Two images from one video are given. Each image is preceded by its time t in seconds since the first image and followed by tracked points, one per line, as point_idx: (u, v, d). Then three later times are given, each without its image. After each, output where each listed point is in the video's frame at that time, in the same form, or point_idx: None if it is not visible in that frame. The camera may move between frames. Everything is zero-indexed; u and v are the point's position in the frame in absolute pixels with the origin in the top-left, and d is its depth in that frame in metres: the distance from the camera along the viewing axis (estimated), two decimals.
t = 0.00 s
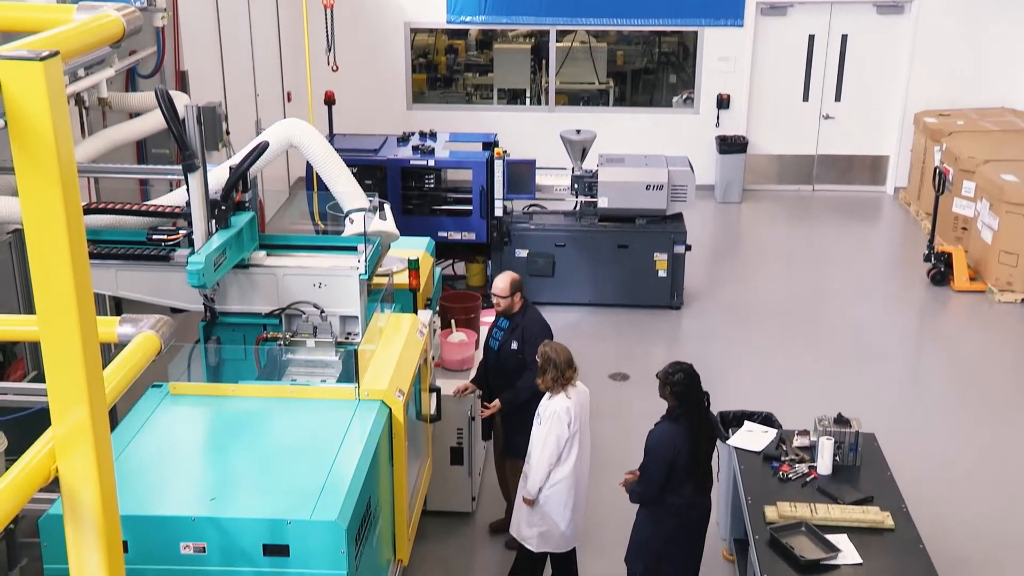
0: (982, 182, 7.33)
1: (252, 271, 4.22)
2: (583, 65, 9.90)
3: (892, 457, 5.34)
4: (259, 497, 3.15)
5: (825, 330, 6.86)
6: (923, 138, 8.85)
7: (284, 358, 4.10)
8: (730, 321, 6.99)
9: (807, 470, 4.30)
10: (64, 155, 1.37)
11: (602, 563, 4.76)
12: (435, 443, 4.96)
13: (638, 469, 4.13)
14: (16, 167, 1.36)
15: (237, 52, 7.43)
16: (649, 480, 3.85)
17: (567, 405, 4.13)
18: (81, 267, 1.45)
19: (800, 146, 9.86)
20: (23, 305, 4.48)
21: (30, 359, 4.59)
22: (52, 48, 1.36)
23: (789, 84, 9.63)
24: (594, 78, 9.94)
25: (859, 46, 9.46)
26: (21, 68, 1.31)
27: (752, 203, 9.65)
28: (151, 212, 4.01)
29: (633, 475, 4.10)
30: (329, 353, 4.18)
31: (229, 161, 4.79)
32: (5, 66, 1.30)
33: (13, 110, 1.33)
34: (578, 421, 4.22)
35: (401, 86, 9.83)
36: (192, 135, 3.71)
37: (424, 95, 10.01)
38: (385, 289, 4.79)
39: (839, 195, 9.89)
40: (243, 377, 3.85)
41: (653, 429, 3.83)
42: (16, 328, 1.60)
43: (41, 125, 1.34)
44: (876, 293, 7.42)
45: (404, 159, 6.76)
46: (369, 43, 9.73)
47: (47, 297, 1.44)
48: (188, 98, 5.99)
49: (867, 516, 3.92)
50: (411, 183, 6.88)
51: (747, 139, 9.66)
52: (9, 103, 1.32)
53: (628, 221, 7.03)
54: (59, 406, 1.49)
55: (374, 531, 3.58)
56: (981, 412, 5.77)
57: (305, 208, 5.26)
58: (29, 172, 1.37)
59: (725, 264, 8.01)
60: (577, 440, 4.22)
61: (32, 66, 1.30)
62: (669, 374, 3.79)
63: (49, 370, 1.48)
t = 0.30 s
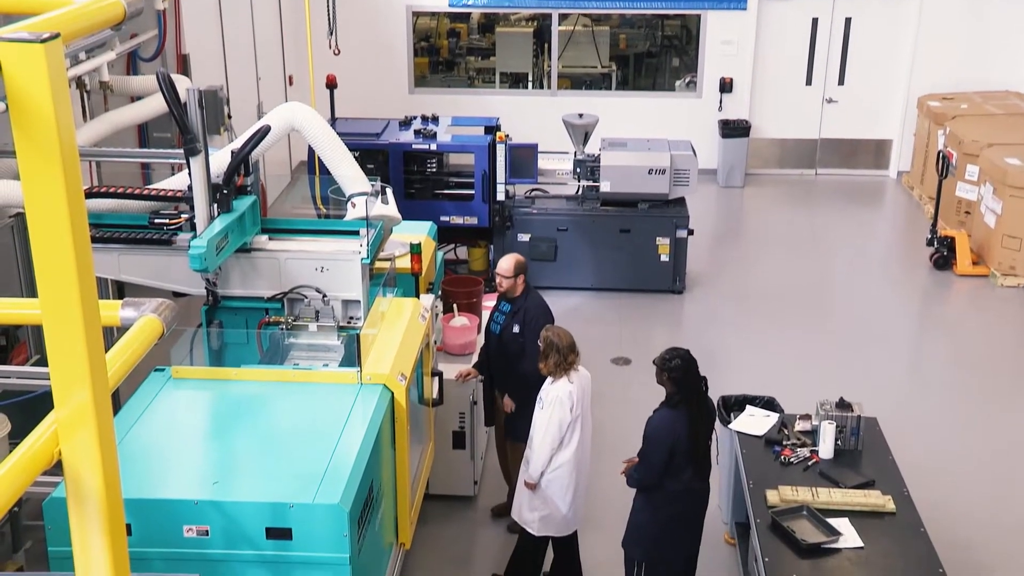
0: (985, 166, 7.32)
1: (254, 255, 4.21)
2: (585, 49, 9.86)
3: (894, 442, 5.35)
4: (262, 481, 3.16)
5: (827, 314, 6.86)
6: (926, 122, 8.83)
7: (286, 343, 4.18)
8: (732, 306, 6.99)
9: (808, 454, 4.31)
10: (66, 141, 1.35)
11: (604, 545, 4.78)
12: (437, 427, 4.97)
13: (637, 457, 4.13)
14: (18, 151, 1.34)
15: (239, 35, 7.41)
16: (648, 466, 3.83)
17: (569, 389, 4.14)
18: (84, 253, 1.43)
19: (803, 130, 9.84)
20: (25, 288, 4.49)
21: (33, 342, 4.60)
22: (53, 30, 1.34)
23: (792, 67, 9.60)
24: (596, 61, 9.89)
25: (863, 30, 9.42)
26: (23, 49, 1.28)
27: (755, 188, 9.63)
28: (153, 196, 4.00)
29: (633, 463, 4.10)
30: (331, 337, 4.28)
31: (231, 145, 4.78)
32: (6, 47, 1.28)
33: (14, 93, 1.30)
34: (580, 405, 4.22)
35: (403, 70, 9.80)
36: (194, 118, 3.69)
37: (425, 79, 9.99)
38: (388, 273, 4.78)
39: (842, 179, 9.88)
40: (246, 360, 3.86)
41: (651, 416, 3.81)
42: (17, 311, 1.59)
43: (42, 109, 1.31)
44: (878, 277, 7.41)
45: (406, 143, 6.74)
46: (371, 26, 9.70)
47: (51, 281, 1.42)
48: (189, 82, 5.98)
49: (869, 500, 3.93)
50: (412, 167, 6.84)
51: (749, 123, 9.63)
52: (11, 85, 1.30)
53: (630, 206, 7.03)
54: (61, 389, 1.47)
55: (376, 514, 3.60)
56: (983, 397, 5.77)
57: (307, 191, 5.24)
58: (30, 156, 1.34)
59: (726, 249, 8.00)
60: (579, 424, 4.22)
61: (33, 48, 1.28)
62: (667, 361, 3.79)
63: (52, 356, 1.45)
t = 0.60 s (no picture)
0: (989, 151, 7.29)
1: (255, 242, 4.21)
2: (588, 34, 9.81)
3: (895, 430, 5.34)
4: (265, 467, 3.16)
5: (828, 301, 6.84)
6: (930, 108, 8.80)
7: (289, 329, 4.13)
8: (734, 292, 6.98)
9: (810, 440, 4.31)
10: (71, 129, 1.33)
11: (605, 531, 4.79)
12: (439, 413, 4.99)
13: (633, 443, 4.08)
14: (19, 138, 1.31)
15: (240, 20, 7.39)
16: (642, 458, 3.80)
17: (571, 375, 4.13)
18: (89, 242, 1.39)
19: (805, 115, 9.81)
20: (28, 273, 4.50)
21: (36, 328, 4.61)
22: (55, 15, 1.31)
23: (795, 53, 9.56)
24: (599, 46, 9.85)
25: (866, 15, 9.38)
26: (25, 34, 1.26)
27: (757, 173, 9.61)
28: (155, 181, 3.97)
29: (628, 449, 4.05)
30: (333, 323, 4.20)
31: (232, 131, 4.76)
32: (8, 32, 1.26)
33: (17, 79, 1.28)
34: (582, 391, 4.22)
35: (405, 55, 9.78)
36: (196, 103, 3.68)
37: (427, 64, 9.96)
38: (390, 259, 4.77)
39: (845, 165, 9.85)
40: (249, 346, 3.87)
41: (644, 405, 3.77)
42: (19, 297, 1.59)
43: (46, 95, 1.29)
44: (880, 264, 7.40)
45: (408, 129, 6.72)
46: (373, 11, 9.67)
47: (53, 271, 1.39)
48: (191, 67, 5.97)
49: (871, 486, 3.93)
50: (415, 153, 6.84)
51: (752, 108, 9.60)
52: (13, 72, 1.28)
53: (632, 191, 7.02)
54: (63, 376, 1.43)
55: (379, 499, 3.61)
56: (984, 385, 5.76)
57: (309, 177, 5.23)
58: (34, 144, 1.32)
59: (728, 235, 7.98)
60: (582, 410, 4.22)
61: (36, 33, 1.26)
62: (660, 349, 3.75)
63: (55, 346, 1.42)
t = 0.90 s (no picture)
0: (993, 137, 7.27)
1: (258, 228, 4.21)
2: (590, 20, 9.80)
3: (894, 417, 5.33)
4: (266, 453, 3.17)
5: (829, 289, 6.82)
6: (933, 93, 8.77)
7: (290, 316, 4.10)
8: (736, 279, 6.97)
9: (812, 426, 4.32)
10: (72, 114, 1.32)
11: (602, 519, 4.78)
12: (441, 399, 5.00)
13: (625, 431, 4.08)
14: (20, 123, 1.30)
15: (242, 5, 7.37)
16: (635, 447, 3.79)
17: (575, 362, 4.13)
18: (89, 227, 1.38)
19: (808, 101, 9.78)
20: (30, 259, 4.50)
21: (39, 313, 4.62)
22: None
23: (797, 39, 9.52)
24: (601, 32, 9.84)
25: None
26: (25, 18, 1.25)
27: (759, 160, 9.59)
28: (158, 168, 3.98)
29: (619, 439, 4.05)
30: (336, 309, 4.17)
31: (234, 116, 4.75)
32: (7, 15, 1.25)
33: (17, 64, 1.27)
34: (585, 377, 4.22)
35: (408, 41, 9.76)
36: (197, 89, 3.68)
37: (429, 50, 9.94)
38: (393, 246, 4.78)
39: (848, 151, 9.83)
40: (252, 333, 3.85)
41: (636, 394, 3.77)
42: (21, 282, 1.59)
43: (47, 79, 1.28)
44: (881, 251, 7.38)
45: (411, 115, 6.72)
46: None
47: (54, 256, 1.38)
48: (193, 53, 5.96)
49: (872, 472, 3.93)
50: (417, 138, 6.89)
51: (755, 95, 9.57)
52: (14, 56, 1.27)
53: (635, 177, 7.01)
54: (66, 360, 1.42)
55: (381, 486, 3.62)
56: (983, 373, 5.74)
57: (311, 163, 5.22)
58: (33, 128, 1.30)
59: (729, 222, 7.97)
60: (584, 397, 4.21)
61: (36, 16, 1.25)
62: (652, 338, 3.76)
63: (57, 329, 1.41)
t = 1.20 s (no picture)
0: (997, 124, 7.24)
1: (260, 215, 4.21)
2: (593, 6, 9.78)
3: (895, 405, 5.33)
4: (270, 439, 3.18)
5: (830, 277, 6.81)
6: (937, 80, 8.74)
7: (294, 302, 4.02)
8: (738, 267, 6.96)
9: (814, 414, 4.32)
10: (73, 99, 1.31)
11: (601, 508, 4.78)
12: (444, 386, 5.00)
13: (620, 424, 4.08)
14: (20, 108, 1.29)
15: None
16: (631, 437, 3.79)
17: (578, 349, 4.13)
18: (91, 212, 1.37)
19: (812, 88, 9.76)
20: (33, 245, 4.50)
21: (41, 301, 4.63)
22: None
23: (800, 26, 9.49)
24: (604, 19, 9.81)
25: None
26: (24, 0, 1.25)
27: (762, 147, 9.57)
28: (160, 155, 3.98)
29: (615, 430, 4.06)
30: (339, 297, 4.10)
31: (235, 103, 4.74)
32: None
33: (17, 47, 1.27)
34: (588, 364, 4.23)
35: (411, 27, 9.74)
36: (200, 75, 3.67)
37: (432, 37, 9.92)
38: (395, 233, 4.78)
39: (851, 138, 9.80)
40: (254, 320, 3.85)
41: (631, 385, 3.77)
42: (23, 268, 1.58)
43: (46, 63, 1.27)
44: (883, 238, 7.36)
45: (413, 102, 6.72)
46: None
47: (57, 241, 1.37)
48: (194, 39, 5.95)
49: (873, 459, 3.94)
50: (419, 127, 6.89)
51: (758, 82, 9.55)
52: (13, 39, 1.27)
53: (638, 164, 7.01)
54: (69, 344, 1.41)
55: (383, 472, 3.63)
56: (984, 362, 5.73)
57: (313, 151, 5.22)
58: (33, 112, 1.30)
59: (731, 209, 7.95)
60: (587, 384, 4.22)
61: None
62: (646, 329, 3.75)
63: (59, 314, 1.41)
